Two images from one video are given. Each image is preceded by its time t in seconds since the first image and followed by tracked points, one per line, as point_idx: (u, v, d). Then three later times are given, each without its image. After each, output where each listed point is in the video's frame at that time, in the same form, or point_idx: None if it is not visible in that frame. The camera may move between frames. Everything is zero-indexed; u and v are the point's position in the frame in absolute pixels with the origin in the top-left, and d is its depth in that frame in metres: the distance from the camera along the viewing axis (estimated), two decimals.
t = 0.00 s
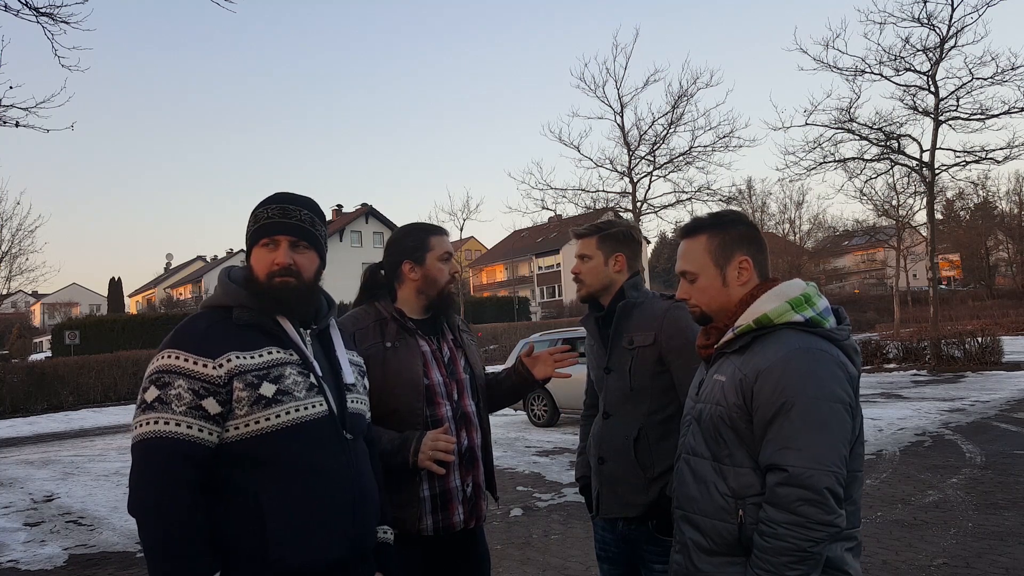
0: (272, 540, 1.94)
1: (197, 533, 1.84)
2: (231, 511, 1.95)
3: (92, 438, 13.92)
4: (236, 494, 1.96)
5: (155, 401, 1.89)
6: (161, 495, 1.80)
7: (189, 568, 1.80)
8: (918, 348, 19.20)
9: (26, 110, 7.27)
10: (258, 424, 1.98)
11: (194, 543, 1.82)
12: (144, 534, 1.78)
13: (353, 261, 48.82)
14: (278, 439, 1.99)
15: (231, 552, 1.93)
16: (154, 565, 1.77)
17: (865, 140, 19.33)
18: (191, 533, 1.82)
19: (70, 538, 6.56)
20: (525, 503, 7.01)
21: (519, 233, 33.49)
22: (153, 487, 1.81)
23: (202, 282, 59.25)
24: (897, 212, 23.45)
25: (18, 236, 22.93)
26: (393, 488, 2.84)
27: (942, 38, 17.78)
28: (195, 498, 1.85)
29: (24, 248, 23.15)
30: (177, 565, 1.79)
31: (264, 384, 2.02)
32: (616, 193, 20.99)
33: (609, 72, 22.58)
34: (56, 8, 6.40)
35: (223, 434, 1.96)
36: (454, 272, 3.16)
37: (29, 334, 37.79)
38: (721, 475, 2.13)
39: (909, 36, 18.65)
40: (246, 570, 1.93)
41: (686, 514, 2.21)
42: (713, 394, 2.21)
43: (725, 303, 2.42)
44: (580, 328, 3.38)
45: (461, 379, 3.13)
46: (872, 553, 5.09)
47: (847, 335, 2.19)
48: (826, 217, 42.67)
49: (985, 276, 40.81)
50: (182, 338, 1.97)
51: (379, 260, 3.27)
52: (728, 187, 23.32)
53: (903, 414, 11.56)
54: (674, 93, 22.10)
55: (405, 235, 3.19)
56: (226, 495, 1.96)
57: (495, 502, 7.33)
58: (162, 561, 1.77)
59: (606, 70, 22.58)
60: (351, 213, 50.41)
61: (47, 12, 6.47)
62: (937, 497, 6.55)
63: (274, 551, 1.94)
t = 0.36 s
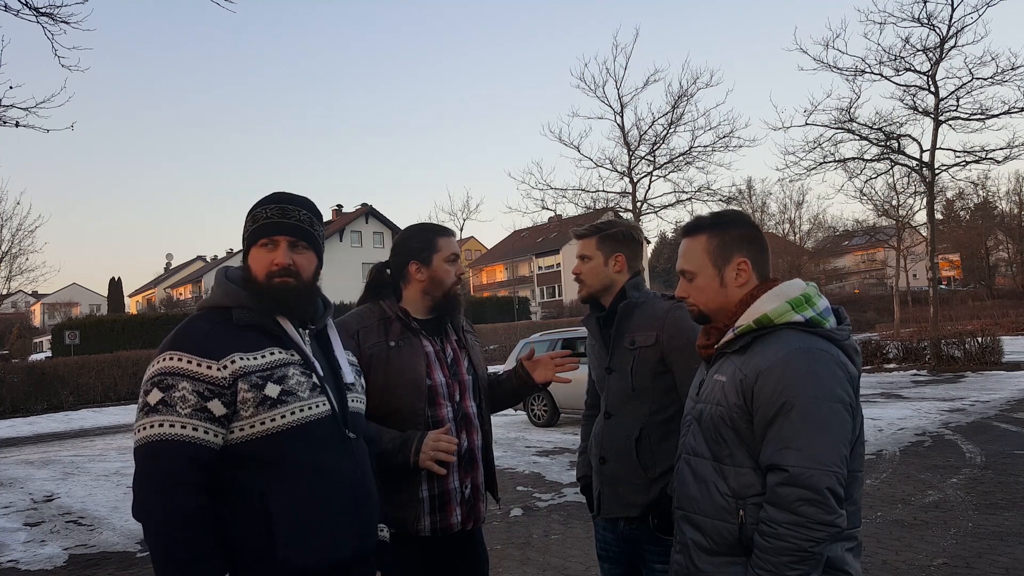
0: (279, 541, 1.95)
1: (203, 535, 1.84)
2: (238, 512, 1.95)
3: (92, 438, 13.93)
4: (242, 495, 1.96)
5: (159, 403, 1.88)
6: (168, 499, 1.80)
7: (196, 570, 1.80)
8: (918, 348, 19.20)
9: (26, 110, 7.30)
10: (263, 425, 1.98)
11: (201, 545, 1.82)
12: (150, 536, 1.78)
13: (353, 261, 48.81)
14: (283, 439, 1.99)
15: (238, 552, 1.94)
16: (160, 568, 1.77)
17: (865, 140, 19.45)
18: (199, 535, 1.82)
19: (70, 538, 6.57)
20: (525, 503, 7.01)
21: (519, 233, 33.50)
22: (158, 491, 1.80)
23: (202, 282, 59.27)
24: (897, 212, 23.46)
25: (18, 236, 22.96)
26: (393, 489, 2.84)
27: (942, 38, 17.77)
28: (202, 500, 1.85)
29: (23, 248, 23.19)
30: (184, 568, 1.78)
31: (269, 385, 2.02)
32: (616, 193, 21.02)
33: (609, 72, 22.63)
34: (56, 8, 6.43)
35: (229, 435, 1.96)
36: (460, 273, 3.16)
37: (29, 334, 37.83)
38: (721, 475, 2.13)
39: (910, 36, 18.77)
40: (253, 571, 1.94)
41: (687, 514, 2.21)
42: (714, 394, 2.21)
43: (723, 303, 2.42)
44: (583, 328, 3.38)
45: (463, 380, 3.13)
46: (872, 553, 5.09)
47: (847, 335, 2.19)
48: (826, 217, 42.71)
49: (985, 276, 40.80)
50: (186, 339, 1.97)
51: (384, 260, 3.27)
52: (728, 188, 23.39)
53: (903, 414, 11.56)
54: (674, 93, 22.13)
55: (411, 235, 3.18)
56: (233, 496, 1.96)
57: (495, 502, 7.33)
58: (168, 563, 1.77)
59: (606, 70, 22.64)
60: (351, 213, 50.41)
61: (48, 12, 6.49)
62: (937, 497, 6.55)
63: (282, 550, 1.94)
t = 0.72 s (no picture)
0: (285, 540, 1.95)
1: (209, 536, 1.84)
2: (242, 513, 1.95)
3: (92, 438, 13.94)
4: (247, 494, 1.96)
5: (162, 405, 1.88)
6: (174, 501, 1.80)
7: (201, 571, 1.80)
8: (918, 348, 19.21)
9: (26, 111, 7.31)
10: (266, 424, 1.99)
11: (207, 546, 1.82)
12: (154, 538, 1.77)
13: (353, 261, 48.81)
14: (286, 438, 2.00)
15: (244, 552, 1.94)
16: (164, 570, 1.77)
17: (864, 140, 19.35)
18: (206, 537, 1.82)
19: (70, 538, 6.57)
20: (525, 503, 7.02)
21: (519, 233, 33.49)
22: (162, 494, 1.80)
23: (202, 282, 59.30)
24: (897, 212, 23.47)
25: (18, 236, 23.00)
26: (392, 489, 2.84)
27: (942, 39, 17.77)
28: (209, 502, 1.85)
29: (23, 248, 23.21)
30: (189, 569, 1.78)
31: (272, 385, 2.02)
32: (616, 193, 21.03)
33: (609, 71, 22.79)
34: (56, 8, 6.48)
35: (232, 436, 1.97)
36: (461, 273, 3.15)
37: (29, 334, 37.80)
38: (717, 476, 2.13)
39: (909, 36, 18.67)
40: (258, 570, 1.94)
41: (684, 514, 2.22)
42: (710, 394, 2.21)
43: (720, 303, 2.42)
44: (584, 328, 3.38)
45: (463, 380, 3.13)
46: (872, 553, 5.10)
47: (845, 336, 2.19)
48: (826, 217, 42.77)
49: (985, 276, 40.82)
50: (186, 340, 1.97)
51: (385, 259, 3.27)
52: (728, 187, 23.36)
53: (903, 414, 11.57)
54: (674, 93, 22.17)
55: (414, 235, 3.18)
56: (238, 496, 1.96)
57: (495, 502, 7.33)
58: (172, 564, 1.77)
59: (606, 70, 22.89)
60: (351, 213, 50.41)
61: (48, 13, 6.53)
62: (937, 497, 6.56)
63: (289, 548, 1.95)
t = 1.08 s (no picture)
0: (295, 539, 1.95)
1: (226, 536, 1.81)
2: (252, 512, 1.94)
3: (92, 438, 13.93)
4: (259, 494, 1.95)
5: (172, 404, 1.87)
6: (188, 502, 1.77)
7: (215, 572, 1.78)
8: (918, 348, 19.20)
9: (26, 111, 7.32)
10: (276, 424, 1.99)
11: (224, 547, 1.79)
12: (164, 539, 1.75)
13: (353, 261, 48.81)
14: (293, 437, 2.00)
15: (254, 552, 1.93)
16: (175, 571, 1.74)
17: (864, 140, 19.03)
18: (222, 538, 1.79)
19: (70, 538, 6.57)
20: (525, 503, 7.01)
21: (519, 233, 33.50)
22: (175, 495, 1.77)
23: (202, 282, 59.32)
24: (897, 212, 23.45)
25: (18, 236, 23.00)
26: (391, 489, 2.85)
27: (942, 39, 17.77)
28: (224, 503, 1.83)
29: (23, 248, 23.23)
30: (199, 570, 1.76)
31: (282, 385, 2.02)
32: (616, 193, 21.03)
33: (610, 71, 22.84)
34: (56, 8, 6.50)
35: (242, 435, 1.96)
36: (455, 273, 3.15)
37: (29, 334, 37.78)
38: (699, 473, 2.14)
39: (909, 36, 18.31)
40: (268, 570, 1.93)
41: (670, 510, 2.22)
42: (695, 392, 2.21)
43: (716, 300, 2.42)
44: (585, 329, 3.38)
45: (462, 380, 3.13)
46: (873, 553, 5.09)
47: (833, 338, 2.19)
48: (826, 217, 42.78)
49: (985, 277, 40.81)
50: (195, 338, 1.95)
51: (384, 260, 3.27)
52: (728, 188, 23.33)
53: (903, 414, 11.56)
54: (674, 93, 22.14)
55: (411, 234, 3.18)
56: (250, 497, 1.95)
57: (495, 502, 7.33)
58: (185, 565, 1.75)
59: (606, 70, 22.96)
60: (350, 213, 50.42)
61: (48, 13, 6.54)
62: (937, 497, 6.55)
63: (300, 546, 1.95)
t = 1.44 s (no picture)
0: (309, 540, 1.96)
1: (249, 539, 1.78)
2: (266, 514, 1.93)
3: (92, 438, 13.93)
4: (273, 495, 1.94)
5: (193, 405, 1.81)
6: (209, 506, 1.73)
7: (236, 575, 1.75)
8: (918, 348, 19.21)
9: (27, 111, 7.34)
10: (291, 426, 1.98)
11: (246, 549, 1.77)
12: (184, 543, 1.71)
13: (353, 261, 48.83)
14: (305, 440, 2.00)
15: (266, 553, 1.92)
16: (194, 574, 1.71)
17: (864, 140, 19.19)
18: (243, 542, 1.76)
19: (70, 538, 6.57)
20: (525, 503, 7.01)
21: (519, 233, 33.53)
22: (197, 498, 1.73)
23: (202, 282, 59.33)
24: (897, 212, 23.46)
25: (18, 236, 23.02)
26: (392, 489, 2.84)
27: (942, 39, 17.76)
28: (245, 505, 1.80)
29: (24, 248, 23.24)
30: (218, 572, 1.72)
31: (297, 386, 2.02)
32: (616, 193, 21.06)
33: (610, 72, 22.90)
34: (56, 8, 6.53)
35: (257, 438, 1.94)
36: (451, 272, 3.15)
37: (29, 335, 37.82)
38: (698, 475, 2.14)
39: (909, 36, 18.54)
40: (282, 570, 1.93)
41: (670, 514, 2.22)
42: (691, 394, 2.21)
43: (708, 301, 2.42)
44: (583, 329, 3.38)
45: (462, 379, 3.13)
46: (872, 553, 5.09)
47: (828, 337, 2.19)
48: (825, 218, 42.83)
49: (985, 276, 40.81)
50: (212, 337, 1.91)
51: (380, 260, 3.28)
52: (728, 188, 23.32)
53: (903, 414, 11.57)
54: (674, 93, 22.17)
55: (406, 234, 3.18)
56: (264, 498, 1.94)
57: (495, 502, 7.32)
58: (206, 567, 1.71)
59: (606, 70, 23.06)
60: (350, 213, 50.44)
61: (48, 12, 6.57)
62: (937, 497, 6.56)
63: (314, 547, 1.96)
